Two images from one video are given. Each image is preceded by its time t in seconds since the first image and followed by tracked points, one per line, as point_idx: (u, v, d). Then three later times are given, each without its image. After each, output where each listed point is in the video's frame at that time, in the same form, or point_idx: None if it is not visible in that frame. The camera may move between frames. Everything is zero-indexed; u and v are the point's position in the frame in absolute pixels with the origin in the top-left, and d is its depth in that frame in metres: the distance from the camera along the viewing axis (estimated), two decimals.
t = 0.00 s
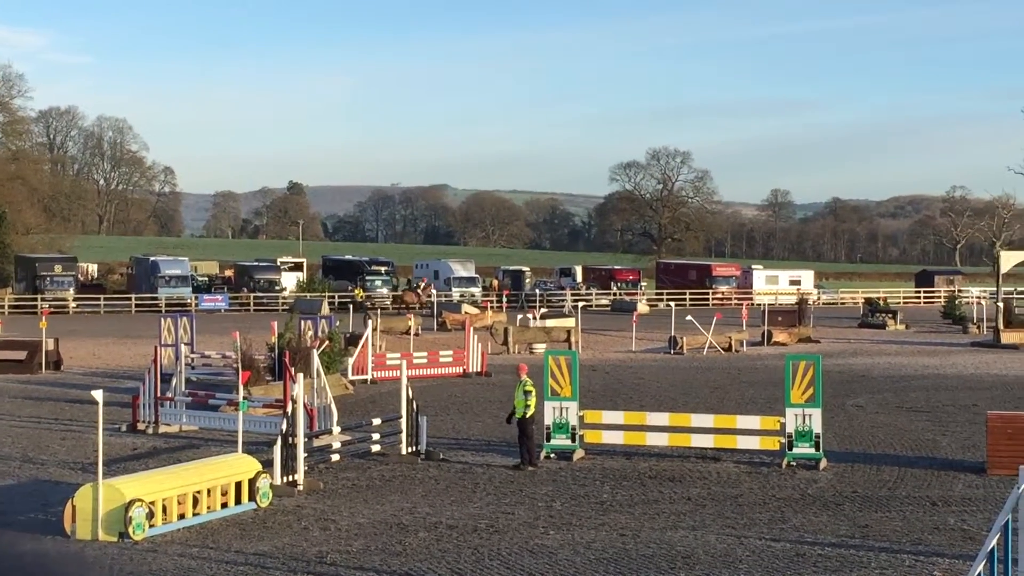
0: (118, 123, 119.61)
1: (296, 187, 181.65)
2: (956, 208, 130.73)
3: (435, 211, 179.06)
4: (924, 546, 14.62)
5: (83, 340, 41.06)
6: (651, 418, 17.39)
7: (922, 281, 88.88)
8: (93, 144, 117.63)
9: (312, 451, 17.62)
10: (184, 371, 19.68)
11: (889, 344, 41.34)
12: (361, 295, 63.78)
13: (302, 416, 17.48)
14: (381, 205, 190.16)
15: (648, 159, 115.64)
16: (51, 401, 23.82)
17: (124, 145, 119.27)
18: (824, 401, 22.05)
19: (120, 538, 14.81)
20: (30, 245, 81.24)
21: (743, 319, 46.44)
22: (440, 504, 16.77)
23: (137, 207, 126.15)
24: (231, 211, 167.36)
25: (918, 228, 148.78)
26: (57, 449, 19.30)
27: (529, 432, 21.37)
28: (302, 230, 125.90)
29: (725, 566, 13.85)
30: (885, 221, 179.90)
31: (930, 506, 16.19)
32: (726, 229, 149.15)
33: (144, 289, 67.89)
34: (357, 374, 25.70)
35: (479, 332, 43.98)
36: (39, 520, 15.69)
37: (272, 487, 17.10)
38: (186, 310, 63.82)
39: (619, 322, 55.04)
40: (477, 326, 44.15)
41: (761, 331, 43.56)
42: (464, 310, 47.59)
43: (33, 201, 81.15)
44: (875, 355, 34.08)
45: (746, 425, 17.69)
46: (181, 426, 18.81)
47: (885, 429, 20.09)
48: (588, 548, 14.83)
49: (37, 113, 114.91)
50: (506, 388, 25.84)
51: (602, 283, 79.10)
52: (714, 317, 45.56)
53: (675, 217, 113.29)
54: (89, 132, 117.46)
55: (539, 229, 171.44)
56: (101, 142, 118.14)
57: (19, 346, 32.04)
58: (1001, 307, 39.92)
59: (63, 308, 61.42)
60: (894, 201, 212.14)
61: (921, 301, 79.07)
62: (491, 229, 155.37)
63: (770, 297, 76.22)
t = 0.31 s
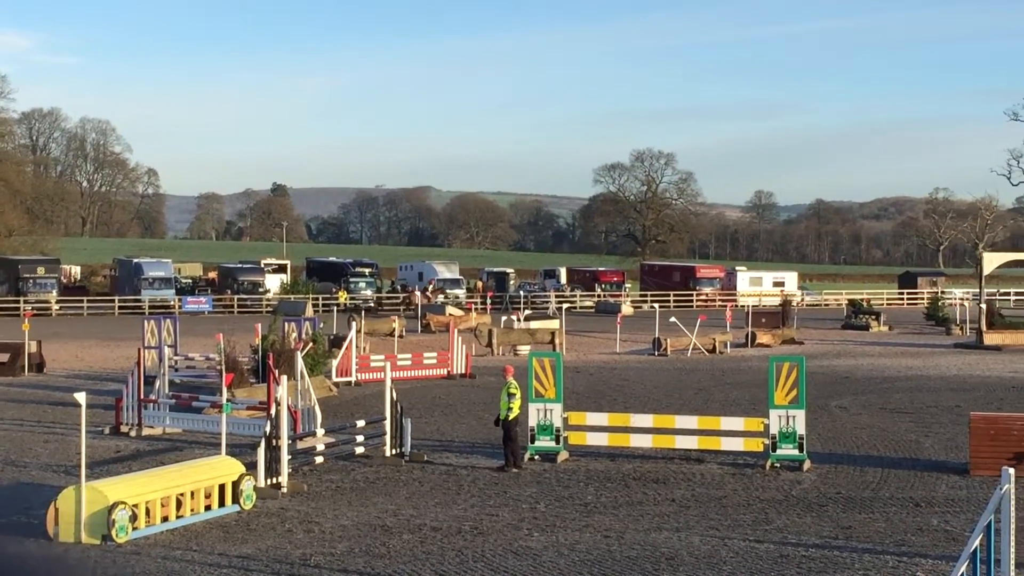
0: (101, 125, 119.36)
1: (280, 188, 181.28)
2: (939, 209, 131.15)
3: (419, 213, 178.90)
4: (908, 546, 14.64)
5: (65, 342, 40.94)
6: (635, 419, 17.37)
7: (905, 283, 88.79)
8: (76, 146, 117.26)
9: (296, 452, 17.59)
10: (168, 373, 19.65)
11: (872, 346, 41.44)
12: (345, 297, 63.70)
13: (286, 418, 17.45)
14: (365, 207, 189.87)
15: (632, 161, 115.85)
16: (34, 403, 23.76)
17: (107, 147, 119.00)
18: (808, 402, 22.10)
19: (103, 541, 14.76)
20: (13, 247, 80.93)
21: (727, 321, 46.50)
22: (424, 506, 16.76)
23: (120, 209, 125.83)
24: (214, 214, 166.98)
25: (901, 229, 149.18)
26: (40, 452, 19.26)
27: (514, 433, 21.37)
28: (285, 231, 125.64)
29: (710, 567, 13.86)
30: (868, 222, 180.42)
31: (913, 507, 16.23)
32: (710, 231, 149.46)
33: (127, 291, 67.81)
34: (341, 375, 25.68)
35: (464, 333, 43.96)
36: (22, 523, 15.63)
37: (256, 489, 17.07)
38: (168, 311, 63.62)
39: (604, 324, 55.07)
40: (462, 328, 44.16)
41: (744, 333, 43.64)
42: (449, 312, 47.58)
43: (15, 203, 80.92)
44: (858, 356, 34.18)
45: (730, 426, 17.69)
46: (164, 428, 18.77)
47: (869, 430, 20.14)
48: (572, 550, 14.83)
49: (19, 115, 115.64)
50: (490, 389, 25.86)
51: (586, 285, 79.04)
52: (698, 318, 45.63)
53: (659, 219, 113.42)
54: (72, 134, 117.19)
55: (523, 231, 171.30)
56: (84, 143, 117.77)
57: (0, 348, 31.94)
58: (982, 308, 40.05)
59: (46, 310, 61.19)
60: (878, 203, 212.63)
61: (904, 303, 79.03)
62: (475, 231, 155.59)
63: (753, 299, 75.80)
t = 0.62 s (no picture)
0: (82, 126, 119.13)
1: (263, 189, 180.94)
2: (921, 209, 131.55)
3: (401, 213, 178.71)
4: (889, 546, 14.67)
5: (46, 343, 40.76)
6: (617, 419, 17.39)
7: (886, 283, 89.06)
8: (57, 146, 116.88)
9: (278, 453, 17.57)
10: (149, 373, 19.61)
11: (854, 345, 41.50)
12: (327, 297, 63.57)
13: (268, 418, 17.44)
14: (347, 207, 189.52)
15: (614, 161, 115.97)
16: (14, 404, 23.68)
17: (88, 147, 118.68)
18: (790, 402, 22.13)
19: (84, 542, 14.71)
20: None
21: (709, 320, 46.52)
22: (406, 506, 16.76)
23: (102, 209, 125.69)
24: (196, 214, 166.38)
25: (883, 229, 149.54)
26: (21, 452, 19.19)
27: (496, 433, 21.36)
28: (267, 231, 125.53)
29: (691, 567, 13.89)
30: (849, 222, 181.03)
31: (895, 507, 16.27)
32: (691, 232, 149.71)
33: (108, 292, 67.66)
34: (323, 376, 25.66)
35: (446, 334, 43.92)
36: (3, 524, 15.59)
37: (237, 490, 17.04)
38: (150, 311, 63.36)
39: (587, 324, 55.07)
40: (444, 328, 44.13)
41: (727, 333, 43.67)
42: (431, 312, 47.53)
43: None
44: (839, 355, 34.21)
45: (712, 426, 17.73)
46: (146, 429, 18.75)
47: (850, 430, 20.19)
48: (554, 550, 14.85)
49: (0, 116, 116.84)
50: (473, 389, 25.88)
51: (568, 285, 78.98)
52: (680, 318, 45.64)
53: (641, 218, 113.49)
54: (53, 134, 117.07)
55: (505, 231, 171.02)
56: (65, 143, 117.42)
57: None
58: (962, 308, 40.20)
59: (27, 311, 60.89)
60: (859, 203, 213.15)
61: (885, 303, 79.11)
62: (457, 231, 155.55)
63: (736, 298, 76.06)
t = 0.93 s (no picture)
0: (62, 124, 119.19)
1: (243, 187, 180.77)
2: (901, 207, 132.07)
3: (381, 211, 178.62)
4: (868, 543, 14.70)
5: (25, 342, 40.60)
6: (598, 418, 17.41)
7: (866, 281, 89.36)
8: (36, 143, 116.27)
9: (258, 451, 17.53)
10: (129, 371, 19.57)
11: (833, 343, 41.59)
12: (308, 295, 63.59)
13: (248, 417, 17.41)
14: (328, 205, 189.40)
15: (595, 159, 116.05)
16: None
17: (67, 145, 118.22)
18: (771, 399, 22.18)
19: (63, 540, 14.65)
20: None
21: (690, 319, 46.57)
22: (386, 504, 16.75)
23: (82, 207, 125.77)
24: (176, 212, 165.88)
25: (863, 227, 150.06)
26: None
27: (477, 431, 21.38)
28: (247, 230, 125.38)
29: (671, 564, 13.92)
30: (830, 220, 181.72)
31: (874, 504, 16.31)
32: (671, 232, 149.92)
33: (87, 290, 67.54)
34: (304, 374, 25.65)
35: (427, 332, 43.85)
36: None
37: (217, 488, 17.01)
38: (129, 310, 63.12)
39: (569, 322, 55.10)
40: (425, 327, 44.10)
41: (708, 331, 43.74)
42: (412, 310, 47.51)
43: None
44: (818, 353, 34.28)
45: (692, 424, 17.77)
46: (126, 428, 18.72)
47: (831, 428, 20.21)
48: (536, 548, 14.85)
49: None
50: (454, 387, 25.87)
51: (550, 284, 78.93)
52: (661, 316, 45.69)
53: (622, 216, 113.65)
54: (32, 132, 116.41)
55: (486, 229, 170.90)
56: (44, 141, 116.76)
57: None
58: (942, 306, 40.30)
59: (5, 309, 60.39)
60: (839, 201, 213.88)
61: (865, 300, 79.32)
62: (439, 229, 155.36)
63: (716, 295, 76.54)
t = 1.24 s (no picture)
0: (43, 122, 119.16)
1: (225, 185, 180.47)
2: (883, 205, 132.60)
3: (364, 208, 178.55)
4: (850, 540, 14.74)
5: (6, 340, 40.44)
6: (581, 415, 17.42)
7: (848, 278, 89.62)
8: (17, 141, 116.43)
9: (240, 449, 17.50)
10: (111, 370, 19.54)
11: (816, 341, 41.69)
12: (291, 293, 63.53)
13: (230, 415, 17.38)
14: (311, 203, 189.32)
15: (578, 156, 116.04)
16: None
17: (48, 143, 118.29)
18: (753, 396, 22.21)
19: (45, 539, 14.52)
20: None
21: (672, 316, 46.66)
22: (370, 502, 16.73)
23: (63, 205, 125.56)
24: (158, 210, 165.52)
25: (845, 226, 150.57)
26: None
27: (460, 429, 21.36)
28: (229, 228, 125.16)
29: (654, 561, 13.92)
30: (813, 219, 182.22)
31: (856, 501, 16.35)
32: (653, 229, 150.31)
33: (68, 288, 67.55)
34: (287, 372, 25.60)
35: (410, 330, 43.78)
36: None
37: (200, 487, 16.97)
38: (112, 307, 62.94)
39: (552, 320, 55.08)
40: (408, 324, 44.10)
41: (691, 328, 43.78)
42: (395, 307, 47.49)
43: None
44: (800, 350, 34.37)
45: (676, 422, 17.78)
46: (108, 426, 18.69)
47: (813, 425, 20.26)
48: (518, 545, 14.84)
49: None
50: (437, 386, 25.86)
51: (532, 281, 78.73)
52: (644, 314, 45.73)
53: (605, 214, 113.78)
54: (13, 130, 116.70)
55: (469, 227, 170.84)
56: (25, 139, 117.01)
57: None
58: (923, 303, 40.48)
59: None
60: (821, 198, 214.55)
61: (847, 298, 79.52)
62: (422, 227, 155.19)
63: (698, 294, 76.79)
